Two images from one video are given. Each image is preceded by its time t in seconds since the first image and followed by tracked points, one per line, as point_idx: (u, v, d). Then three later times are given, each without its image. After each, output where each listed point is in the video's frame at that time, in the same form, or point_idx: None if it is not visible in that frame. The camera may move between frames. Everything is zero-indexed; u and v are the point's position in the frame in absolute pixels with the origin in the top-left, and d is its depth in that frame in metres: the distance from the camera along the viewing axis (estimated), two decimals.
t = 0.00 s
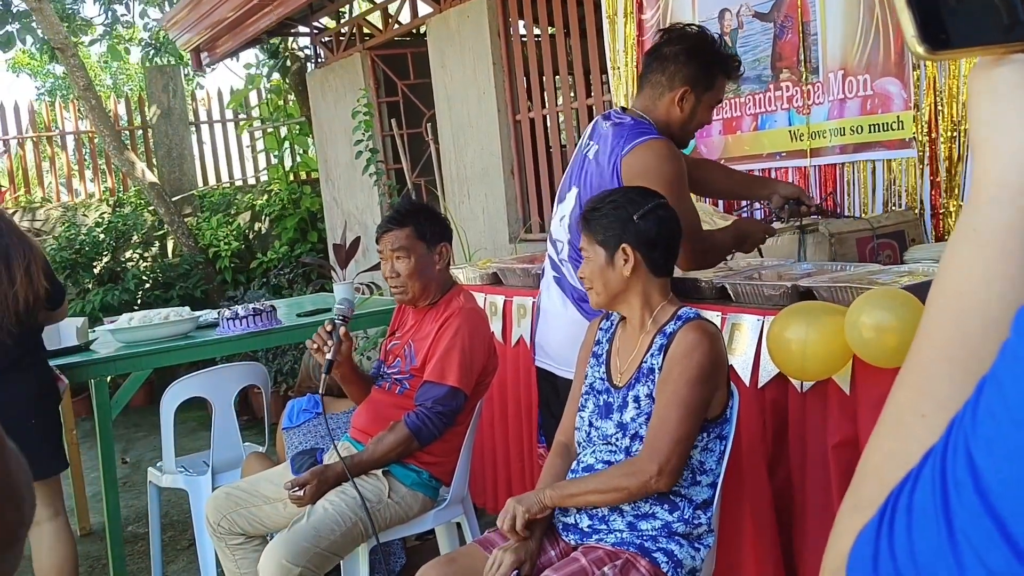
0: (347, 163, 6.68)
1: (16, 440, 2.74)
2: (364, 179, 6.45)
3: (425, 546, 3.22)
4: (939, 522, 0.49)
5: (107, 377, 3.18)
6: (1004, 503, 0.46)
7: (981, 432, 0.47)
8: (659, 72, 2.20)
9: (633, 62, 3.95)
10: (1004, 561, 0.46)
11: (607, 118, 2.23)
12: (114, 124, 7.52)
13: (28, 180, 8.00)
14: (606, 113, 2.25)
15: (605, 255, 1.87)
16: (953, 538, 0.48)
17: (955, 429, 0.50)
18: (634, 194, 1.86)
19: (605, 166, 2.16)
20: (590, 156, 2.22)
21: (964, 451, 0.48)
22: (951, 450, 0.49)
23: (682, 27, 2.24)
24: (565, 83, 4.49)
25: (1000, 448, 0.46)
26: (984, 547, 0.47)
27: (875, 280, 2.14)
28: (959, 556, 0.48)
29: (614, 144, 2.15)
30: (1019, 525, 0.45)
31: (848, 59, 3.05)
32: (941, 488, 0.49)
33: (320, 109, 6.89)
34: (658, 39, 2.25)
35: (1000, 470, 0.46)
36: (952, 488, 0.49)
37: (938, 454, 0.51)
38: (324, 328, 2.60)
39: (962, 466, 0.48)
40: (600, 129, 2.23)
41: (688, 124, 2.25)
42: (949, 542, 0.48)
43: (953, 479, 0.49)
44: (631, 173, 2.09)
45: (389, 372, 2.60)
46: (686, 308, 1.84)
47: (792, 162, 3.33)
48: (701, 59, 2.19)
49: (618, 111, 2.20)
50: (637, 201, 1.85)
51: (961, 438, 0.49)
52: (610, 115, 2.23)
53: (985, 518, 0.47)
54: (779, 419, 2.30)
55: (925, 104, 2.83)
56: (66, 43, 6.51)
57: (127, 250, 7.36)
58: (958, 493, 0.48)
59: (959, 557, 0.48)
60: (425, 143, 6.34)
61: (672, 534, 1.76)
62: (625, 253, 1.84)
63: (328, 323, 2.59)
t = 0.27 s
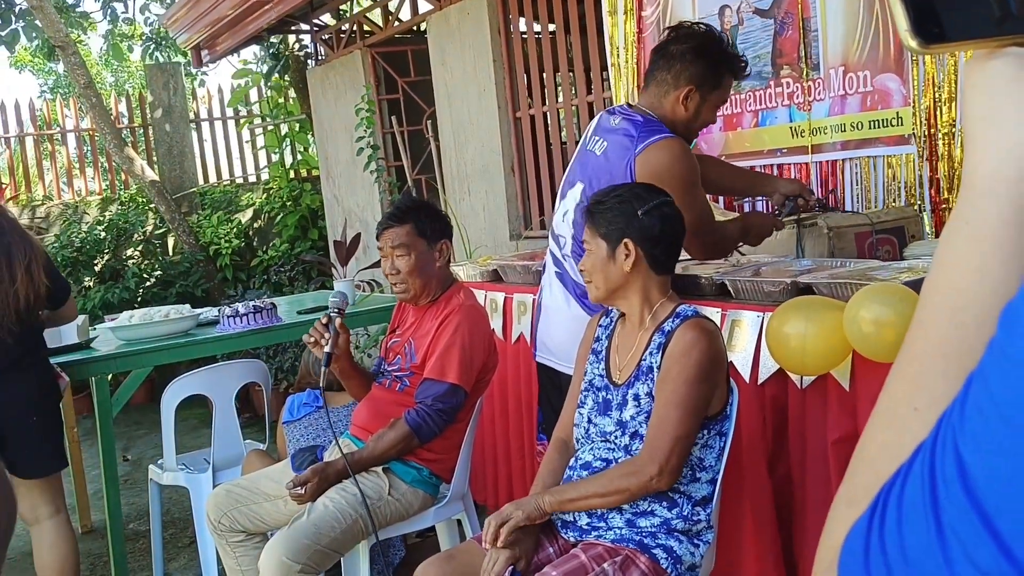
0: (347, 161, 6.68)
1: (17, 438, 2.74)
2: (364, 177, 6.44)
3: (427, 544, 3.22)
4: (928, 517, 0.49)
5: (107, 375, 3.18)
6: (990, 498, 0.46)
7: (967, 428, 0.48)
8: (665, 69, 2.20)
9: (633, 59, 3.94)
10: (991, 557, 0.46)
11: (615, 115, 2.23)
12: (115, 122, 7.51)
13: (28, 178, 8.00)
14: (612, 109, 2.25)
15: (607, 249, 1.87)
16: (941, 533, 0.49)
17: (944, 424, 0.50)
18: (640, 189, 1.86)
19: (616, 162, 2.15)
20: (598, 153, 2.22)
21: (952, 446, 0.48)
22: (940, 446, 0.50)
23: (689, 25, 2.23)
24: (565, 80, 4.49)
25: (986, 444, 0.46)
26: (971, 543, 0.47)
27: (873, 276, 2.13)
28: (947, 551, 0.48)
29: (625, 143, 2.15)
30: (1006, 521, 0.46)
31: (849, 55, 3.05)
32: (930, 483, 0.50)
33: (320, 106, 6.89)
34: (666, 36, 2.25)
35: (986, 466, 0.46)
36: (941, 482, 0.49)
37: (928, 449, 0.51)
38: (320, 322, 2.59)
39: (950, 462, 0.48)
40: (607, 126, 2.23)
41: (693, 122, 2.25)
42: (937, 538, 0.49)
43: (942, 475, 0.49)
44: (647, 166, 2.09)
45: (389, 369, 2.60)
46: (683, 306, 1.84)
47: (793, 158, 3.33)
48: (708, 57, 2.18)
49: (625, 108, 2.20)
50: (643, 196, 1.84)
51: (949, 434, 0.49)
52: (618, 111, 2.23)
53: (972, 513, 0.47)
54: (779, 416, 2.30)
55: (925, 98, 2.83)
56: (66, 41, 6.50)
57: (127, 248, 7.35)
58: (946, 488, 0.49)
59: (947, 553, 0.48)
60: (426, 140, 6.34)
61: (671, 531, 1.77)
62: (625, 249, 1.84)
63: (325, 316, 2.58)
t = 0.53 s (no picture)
0: (347, 159, 6.67)
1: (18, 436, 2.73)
2: (364, 175, 6.44)
3: (428, 542, 3.22)
4: (929, 513, 0.49)
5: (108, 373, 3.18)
6: (993, 498, 0.46)
7: (969, 425, 0.47)
8: (668, 66, 2.19)
9: (634, 57, 3.94)
10: (992, 555, 0.46)
11: (619, 112, 2.22)
12: (115, 120, 7.50)
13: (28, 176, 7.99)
14: (615, 106, 2.24)
15: (607, 246, 1.86)
16: (942, 532, 0.49)
17: (945, 423, 0.49)
18: (643, 187, 1.85)
19: (623, 160, 2.15)
20: (603, 151, 2.21)
21: (953, 444, 0.48)
22: (942, 443, 0.49)
23: (694, 23, 2.22)
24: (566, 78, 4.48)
25: (989, 443, 0.46)
26: (972, 542, 0.47)
27: (875, 274, 2.13)
28: (949, 549, 0.48)
29: (632, 143, 2.15)
30: (1008, 519, 0.46)
31: (851, 53, 3.04)
32: (931, 480, 0.49)
33: (321, 104, 6.88)
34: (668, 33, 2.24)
35: (987, 465, 0.46)
36: (942, 479, 0.49)
37: (929, 447, 0.51)
38: (325, 309, 2.60)
39: (952, 459, 0.48)
40: (611, 124, 2.22)
41: (695, 120, 2.24)
42: (937, 537, 0.49)
43: (943, 473, 0.49)
44: (659, 170, 2.10)
45: (389, 368, 2.60)
46: (685, 303, 1.83)
47: (795, 156, 3.33)
48: (708, 53, 2.18)
49: (630, 106, 2.19)
50: (645, 195, 1.84)
51: (950, 432, 0.49)
52: (621, 108, 2.22)
53: (973, 511, 0.47)
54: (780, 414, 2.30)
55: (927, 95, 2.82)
56: (67, 39, 6.49)
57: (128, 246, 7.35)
58: (948, 487, 0.48)
59: (948, 552, 0.48)
60: (426, 138, 6.33)
61: (673, 529, 1.76)
62: (625, 248, 1.84)
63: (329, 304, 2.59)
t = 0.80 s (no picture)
0: (348, 159, 6.66)
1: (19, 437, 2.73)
2: (365, 175, 6.44)
3: (430, 543, 3.21)
4: (941, 513, 0.48)
5: (110, 373, 3.18)
6: (1005, 497, 0.45)
7: (984, 423, 0.47)
8: (671, 68, 2.19)
9: (636, 57, 3.94)
10: (1004, 556, 0.46)
11: (621, 113, 2.22)
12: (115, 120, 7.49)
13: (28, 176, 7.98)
14: (617, 108, 2.24)
15: (610, 247, 1.86)
16: (955, 532, 0.48)
17: (960, 423, 0.49)
18: (646, 188, 1.85)
19: (626, 164, 2.15)
20: (606, 152, 2.21)
21: (967, 443, 0.47)
22: (955, 441, 0.49)
23: (693, 25, 2.22)
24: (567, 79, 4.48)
25: (1003, 442, 0.45)
26: (987, 545, 0.46)
27: (879, 274, 2.12)
28: (962, 553, 0.47)
29: (635, 144, 2.14)
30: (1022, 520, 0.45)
31: (853, 53, 3.03)
32: (944, 479, 0.48)
33: (321, 104, 6.88)
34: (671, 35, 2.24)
35: (1001, 464, 0.45)
36: (955, 478, 0.48)
37: (942, 448, 0.50)
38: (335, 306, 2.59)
39: (966, 457, 0.47)
40: (613, 125, 2.22)
41: (696, 122, 2.23)
42: (951, 539, 0.48)
43: (957, 473, 0.48)
44: (662, 172, 2.09)
45: (392, 370, 2.59)
46: (690, 304, 1.83)
47: (797, 156, 3.31)
48: (713, 59, 2.17)
49: (632, 107, 2.19)
50: (648, 195, 1.84)
51: (966, 431, 0.48)
52: (623, 110, 2.22)
53: (987, 513, 0.46)
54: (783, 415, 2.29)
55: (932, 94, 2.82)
56: (67, 40, 6.47)
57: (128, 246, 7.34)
58: (961, 486, 0.47)
59: (961, 554, 0.47)
60: (428, 138, 6.32)
61: (677, 530, 1.76)
62: (629, 249, 1.83)
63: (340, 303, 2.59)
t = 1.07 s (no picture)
0: (348, 155, 6.66)
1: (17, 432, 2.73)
2: (365, 171, 6.43)
3: (429, 538, 3.22)
4: (969, 493, 0.48)
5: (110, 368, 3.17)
6: None
7: (1013, 403, 0.46)
8: (669, 62, 2.19)
9: (636, 54, 3.94)
10: None
11: (619, 109, 2.22)
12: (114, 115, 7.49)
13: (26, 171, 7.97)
14: (614, 102, 2.24)
15: (611, 243, 1.86)
16: (984, 511, 0.47)
17: (987, 403, 0.48)
18: (645, 183, 1.85)
19: (629, 161, 2.15)
20: (606, 149, 2.21)
21: (996, 423, 0.47)
22: (983, 421, 0.48)
23: (693, 21, 2.22)
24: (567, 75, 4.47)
25: None
26: (1016, 523, 0.46)
27: (880, 270, 2.13)
28: (992, 533, 0.47)
29: (637, 140, 2.14)
30: None
31: (855, 49, 3.04)
32: (972, 460, 0.48)
33: (321, 100, 6.87)
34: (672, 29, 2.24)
35: None
36: (984, 458, 0.48)
37: (969, 429, 0.49)
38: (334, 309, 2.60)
39: (994, 437, 0.47)
40: (613, 121, 2.22)
41: (694, 117, 2.23)
42: (980, 519, 0.48)
43: (984, 453, 0.48)
44: (665, 167, 2.09)
45: (392, 365, 2.59)
46: (691, 299, 1.82)
47: (798, 153, 3.31)
48: (711, 53, 2.17)
49: (632, 103, 2.19)
50: (648, 190, 1.83)
51: (993, 411, 0.48)
52: (622, 105, 2.22)
53: (1017, 492, 0.46)
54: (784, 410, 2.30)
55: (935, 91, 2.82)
56: (66, 35, 6.46)
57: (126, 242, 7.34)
58: (990, 466, 0.47)
59: (990, 534, 0.47)
60: (427, 134, 6.32)
61: (678, 526, 1.76)
62: (632, 244, 1.83)
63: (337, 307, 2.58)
